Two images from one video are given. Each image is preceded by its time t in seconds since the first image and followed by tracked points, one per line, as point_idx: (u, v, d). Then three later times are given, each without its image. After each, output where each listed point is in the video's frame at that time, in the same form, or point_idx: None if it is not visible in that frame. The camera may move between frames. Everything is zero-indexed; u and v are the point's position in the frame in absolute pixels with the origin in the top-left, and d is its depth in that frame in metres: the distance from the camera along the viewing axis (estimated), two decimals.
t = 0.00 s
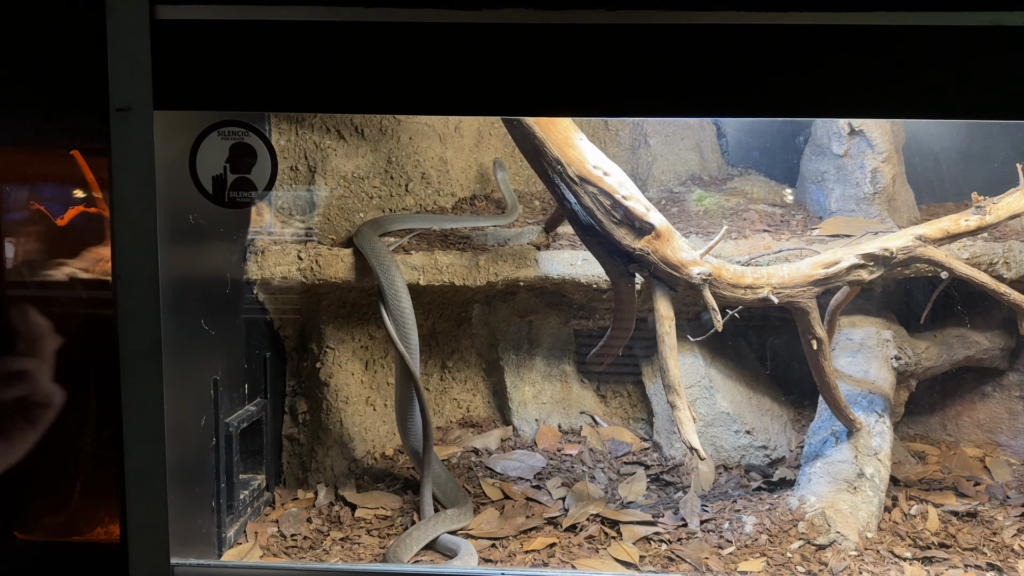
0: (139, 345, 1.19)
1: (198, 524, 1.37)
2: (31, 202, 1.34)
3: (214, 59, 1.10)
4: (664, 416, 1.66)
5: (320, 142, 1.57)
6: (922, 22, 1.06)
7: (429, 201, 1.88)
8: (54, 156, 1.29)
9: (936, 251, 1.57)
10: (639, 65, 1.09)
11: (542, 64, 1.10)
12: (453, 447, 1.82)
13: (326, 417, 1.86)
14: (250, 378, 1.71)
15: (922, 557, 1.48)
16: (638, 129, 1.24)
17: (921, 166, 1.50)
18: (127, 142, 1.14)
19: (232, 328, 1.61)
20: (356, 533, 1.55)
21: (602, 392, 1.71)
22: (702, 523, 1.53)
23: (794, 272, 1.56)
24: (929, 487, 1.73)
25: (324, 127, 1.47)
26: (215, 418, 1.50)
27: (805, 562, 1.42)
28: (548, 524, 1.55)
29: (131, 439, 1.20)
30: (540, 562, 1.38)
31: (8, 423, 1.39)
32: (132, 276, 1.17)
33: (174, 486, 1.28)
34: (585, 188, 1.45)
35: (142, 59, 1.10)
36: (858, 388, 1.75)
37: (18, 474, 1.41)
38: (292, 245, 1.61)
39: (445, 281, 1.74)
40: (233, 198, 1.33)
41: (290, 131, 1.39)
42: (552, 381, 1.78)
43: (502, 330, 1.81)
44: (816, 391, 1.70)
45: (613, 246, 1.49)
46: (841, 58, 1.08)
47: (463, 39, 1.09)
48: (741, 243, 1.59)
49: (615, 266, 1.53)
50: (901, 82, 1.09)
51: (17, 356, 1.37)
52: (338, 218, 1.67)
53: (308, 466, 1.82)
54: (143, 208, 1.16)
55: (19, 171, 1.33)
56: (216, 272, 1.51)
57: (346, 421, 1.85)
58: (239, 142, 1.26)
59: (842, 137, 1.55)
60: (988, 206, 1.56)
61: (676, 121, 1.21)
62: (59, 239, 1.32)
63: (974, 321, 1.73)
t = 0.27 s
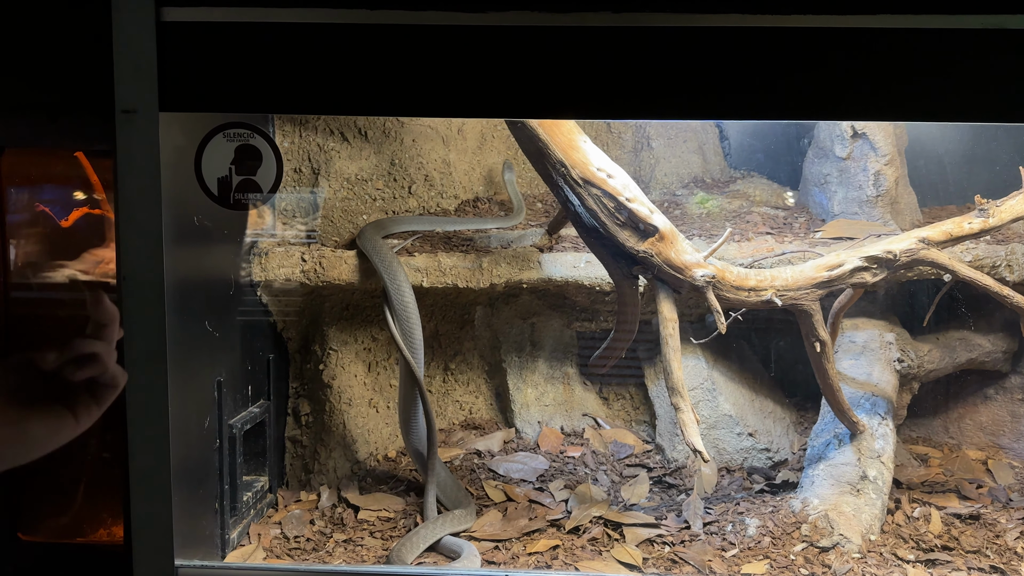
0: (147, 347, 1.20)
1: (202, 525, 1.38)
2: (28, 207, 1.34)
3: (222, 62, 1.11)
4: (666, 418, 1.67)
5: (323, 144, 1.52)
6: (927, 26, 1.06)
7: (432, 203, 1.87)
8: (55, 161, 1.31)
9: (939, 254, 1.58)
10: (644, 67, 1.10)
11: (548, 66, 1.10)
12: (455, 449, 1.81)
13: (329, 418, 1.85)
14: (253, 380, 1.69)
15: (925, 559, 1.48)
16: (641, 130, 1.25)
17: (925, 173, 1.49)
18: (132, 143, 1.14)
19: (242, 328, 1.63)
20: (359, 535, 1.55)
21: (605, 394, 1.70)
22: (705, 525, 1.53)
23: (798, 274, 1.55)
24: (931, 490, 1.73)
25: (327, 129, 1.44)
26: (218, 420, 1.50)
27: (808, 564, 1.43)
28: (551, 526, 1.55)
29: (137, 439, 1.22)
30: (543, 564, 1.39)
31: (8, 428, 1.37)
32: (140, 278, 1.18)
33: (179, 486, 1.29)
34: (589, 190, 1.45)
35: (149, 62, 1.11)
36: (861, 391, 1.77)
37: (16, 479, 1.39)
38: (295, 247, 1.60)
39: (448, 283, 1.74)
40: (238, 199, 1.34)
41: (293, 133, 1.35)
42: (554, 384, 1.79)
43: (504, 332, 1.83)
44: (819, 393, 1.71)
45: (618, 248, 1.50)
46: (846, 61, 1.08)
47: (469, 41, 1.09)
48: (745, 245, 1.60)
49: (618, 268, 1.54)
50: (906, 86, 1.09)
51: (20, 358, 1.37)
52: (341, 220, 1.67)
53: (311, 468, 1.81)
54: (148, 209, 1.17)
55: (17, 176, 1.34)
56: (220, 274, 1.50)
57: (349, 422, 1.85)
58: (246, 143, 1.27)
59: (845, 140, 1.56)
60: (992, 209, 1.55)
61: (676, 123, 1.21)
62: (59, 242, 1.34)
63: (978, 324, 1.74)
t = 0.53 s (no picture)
0: (151, 349, 1.21)
1: (205, 527, 1.38)
2: (29, 208, 1.34)
3: (226, 66, 1.12)
4: (668, 421, 1.67)
5: (327, 146, 1.54)
6: (928, 31, 1.07)
7: (435, 206, 1.87)
8: (56, 164, 1.31)
9: (941, 256, 1.58)
10: (646, 71, 1.10)
11: (550, 71, 1.11)
12: (457, 451, 1.83)
13: (332, 420, 1.86)
14: (256, 381, 1.69)
15: (926, 561, 1.48)
16: (641, 133, 1.27)
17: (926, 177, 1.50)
18: (139, 146, 1.16)
19: (240, 330, 1.60)
20: (362, 536, 1.56)
21: (607, 396, 1.70)
22: (707, 527, 1.53)
23: (800, 277, 1.55)
24: (933, 492, 1.74)
25: (330, 132, 1.46)
26: (222, 421, 1.51)
27: (810, 566, 1.43)
28: (553, 528, 1.55)
29: (141, 440, 1.23)
30: (545, 566, 1.39)
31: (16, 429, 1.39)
32: (145, 280, 1.20)
33: (183, 488, 1.29)
34: (591, 193, 1.46)
35: (154, 66, 1.12)
36: (863, 393, 1.76)
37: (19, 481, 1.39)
38: (299, 249, 1.62)
39: (450, 285, 1.74)
40: (242, 202, 1.33)
41: (296, 136, 1.37)
42: (556, 385, 1.78)
43: (506, 334, 1.84)
44: (821, 395, 1.71)
45: (620, 250, 1.50)
46: (849, 64, 1.09)
47: (471, 45, 1.10)
48: (746, 249, 1.61)
49: (621, 271, 1.54)
50: (907, 89, 1.09)
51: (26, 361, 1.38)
52: (344, 222, 1.70)
53: (314, 469, 1.81)
54: (155, 212, 1.18)
55: (19, 178, 1.33)
56: (225, 275, 1.50)
57: (352, 424, 1.86)
58: (251, 146, 1.26)
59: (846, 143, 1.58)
60: (993, 212, 1.56)
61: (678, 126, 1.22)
62: (59, 244, 1.35)
63: (979, 327, 1.74)
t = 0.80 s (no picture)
0: (153, 350, 1.21)
1: (206, 527, 1.39)
2: (29, 208, 1.36)
3: (229, 67, 1.12)
4: (669, 422, 1.67)
5: (328, 146, 1.54)
6: (929, 33, 1.07)
7: (436, 206, 1.87)
8: (59, 166, 1.35)
9: (942, 258, 1.58)
10: (648, 72, 1.10)
11: (552, 72, 1.11)
12: (458, 451, 1.82)
13: (333, 420, 1.86)
14: (258, 382, 1.69)
15: (927, 562, 1.49)
16: (643, 134, 1.28)
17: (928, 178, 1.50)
18: (140, 146, 1.16)
19: (240, 329, 1.60)
20: (363, 536, 1.56)
21: (607, 396, 1.70)
22: (708, 528, 1.54)
23: (801, 278, 1.55)
24: (933, 493, 1.74)
25: (332, 133, 1.46)
26: (223, 421, 1.51)
27: (810, 567, 1.44)
28: (554, 529, 1.56)
29: (144, 441, 1.23)
30: (546, 566, 1.40)
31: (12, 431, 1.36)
32: (147, 280, 1.20)
33: (185, 488, 1.30)
34: (592, 194, 1.46)
35: (157, 67, 1.12)
36: (863, 395, 1.76)
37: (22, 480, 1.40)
38: (301, 250, 1.63)
39: (451, 285, 1.74)
40: (245, 203, 1.34)
41: (298, 137, 1.37)
42: (557, 386, 1.76)
43: (507, 334, 1.80)
44: (821, 397, 1.71)
45: (621, 251, 1.50)
46: (851, 65, 1.09)
47: (474, 46, 1.10)
48: (748, 250, 1.61)
49: (622, 271, 1.55)
50: (909, 91, 1.10)
51: (26, 361, 1.37)
52: (346, 223, 1.70)
53: (315, 469, 1.82)
54: (156, 212, 1.18)
55: (22, 179, 1.35)
56: (226, 275, 1.50)
57: (352, 425, 1.85)
58: (253, 147, 1.27)
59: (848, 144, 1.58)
60: (993, 214, 1.57)
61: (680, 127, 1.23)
62: (60, 244, 1.38)
63: (980, 328, 1.74)
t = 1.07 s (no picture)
0: (156, 345, 1.22)
1: (209, 522, 1.39)
2: (31, 205, 1.35)
3: (231, 62, 1.12)
4: (671, 419, 1.67)
5: (330, 143, 1.60)
6: (932, 28, 1.07)
7: (437, 202, 1.90)
8: (62, 161, 1.32)
9: (944, 255, 1.58)
10: (652, 68, 1.10)
11: (554, 68, 1.11)
12: (460, 448, 1.83)
13: (335, 417, 1.86)
14: (260, 378, 1.70)
15: (928, 559, 1.49)
16: (646, 132, 1.30)
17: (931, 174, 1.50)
18: (143, 141, 1.16)
19: (245, 327, 1.61)
20: (365, 532, 1.57)
21: (609, 394, 1.70)
22: (709, 524, 1.53)
23: (803, 274, 1.56)
24: (935, 490, 1.74)
25: (333, 129, 1.50)
26: (225, 417, 1.51)
27: (812, 564, 1.44)
28: (555, 525, 1.56)
29: (146, 436, 1.23)
30: (548, 562, 1.40)
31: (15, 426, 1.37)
32: (150, 276, 1.20)
33: (187, 484, 1.30)
34: (594, 190, 1.46)
35: (159, 61, 1.12)
36: (865, 391, 1.76)
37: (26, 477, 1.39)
38: (303, 246, 1.64)
39: (453, 281, 1.74)
40: (247, 199, 1.34)
41: (299, 132, 1.41)
42: (558, 384, 1.78)
43: (509, 331, 1.79)
44: (824, 394, 1.70)
45: (622, 247, 1.50)
46: (853, 61, 1.09)
47: (476, 41, 1.10)
48: (749, 246, 1.60)
49: (625, 268, 1.53)
50: (911, 87, 1.10)
51: (29, 357, 1.37)
52: (348, 219, 1.74)
53: (316, 465, 1.82)
54: (159, 207, 1.18)
55: (24, 175, 1.33)
56: (227, 271, 1.49)
57: (354, 421, 1.85)
58: (255, 143, 1.27)
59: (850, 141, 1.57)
60: (996, 210, 1.57)
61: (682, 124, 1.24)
62: (64, 241, 1.37)
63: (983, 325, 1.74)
